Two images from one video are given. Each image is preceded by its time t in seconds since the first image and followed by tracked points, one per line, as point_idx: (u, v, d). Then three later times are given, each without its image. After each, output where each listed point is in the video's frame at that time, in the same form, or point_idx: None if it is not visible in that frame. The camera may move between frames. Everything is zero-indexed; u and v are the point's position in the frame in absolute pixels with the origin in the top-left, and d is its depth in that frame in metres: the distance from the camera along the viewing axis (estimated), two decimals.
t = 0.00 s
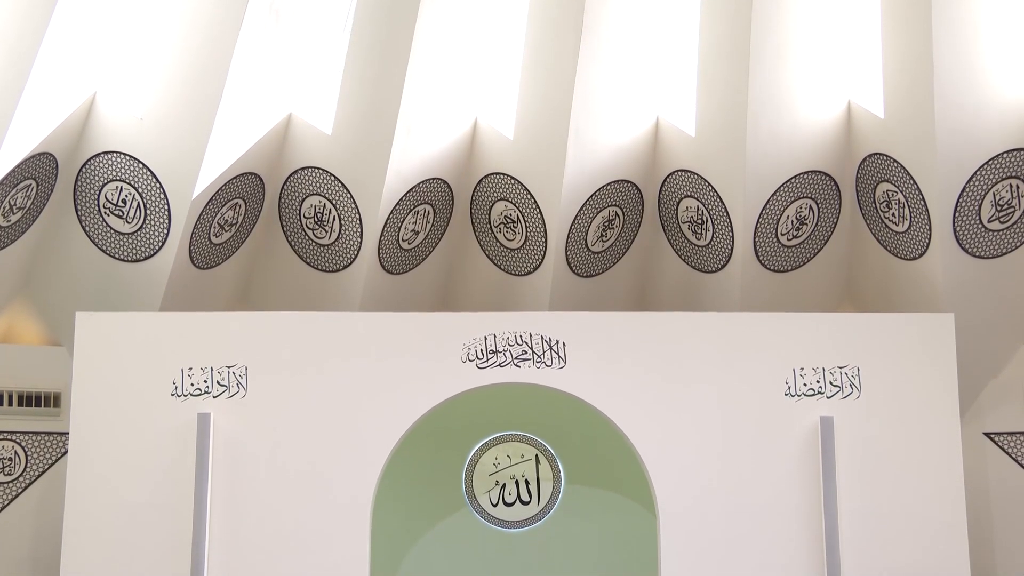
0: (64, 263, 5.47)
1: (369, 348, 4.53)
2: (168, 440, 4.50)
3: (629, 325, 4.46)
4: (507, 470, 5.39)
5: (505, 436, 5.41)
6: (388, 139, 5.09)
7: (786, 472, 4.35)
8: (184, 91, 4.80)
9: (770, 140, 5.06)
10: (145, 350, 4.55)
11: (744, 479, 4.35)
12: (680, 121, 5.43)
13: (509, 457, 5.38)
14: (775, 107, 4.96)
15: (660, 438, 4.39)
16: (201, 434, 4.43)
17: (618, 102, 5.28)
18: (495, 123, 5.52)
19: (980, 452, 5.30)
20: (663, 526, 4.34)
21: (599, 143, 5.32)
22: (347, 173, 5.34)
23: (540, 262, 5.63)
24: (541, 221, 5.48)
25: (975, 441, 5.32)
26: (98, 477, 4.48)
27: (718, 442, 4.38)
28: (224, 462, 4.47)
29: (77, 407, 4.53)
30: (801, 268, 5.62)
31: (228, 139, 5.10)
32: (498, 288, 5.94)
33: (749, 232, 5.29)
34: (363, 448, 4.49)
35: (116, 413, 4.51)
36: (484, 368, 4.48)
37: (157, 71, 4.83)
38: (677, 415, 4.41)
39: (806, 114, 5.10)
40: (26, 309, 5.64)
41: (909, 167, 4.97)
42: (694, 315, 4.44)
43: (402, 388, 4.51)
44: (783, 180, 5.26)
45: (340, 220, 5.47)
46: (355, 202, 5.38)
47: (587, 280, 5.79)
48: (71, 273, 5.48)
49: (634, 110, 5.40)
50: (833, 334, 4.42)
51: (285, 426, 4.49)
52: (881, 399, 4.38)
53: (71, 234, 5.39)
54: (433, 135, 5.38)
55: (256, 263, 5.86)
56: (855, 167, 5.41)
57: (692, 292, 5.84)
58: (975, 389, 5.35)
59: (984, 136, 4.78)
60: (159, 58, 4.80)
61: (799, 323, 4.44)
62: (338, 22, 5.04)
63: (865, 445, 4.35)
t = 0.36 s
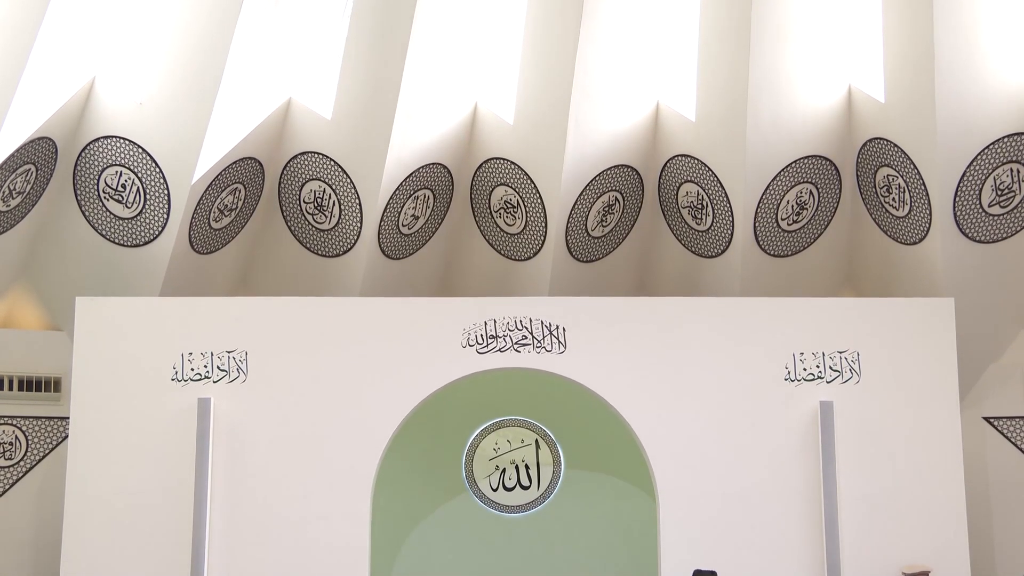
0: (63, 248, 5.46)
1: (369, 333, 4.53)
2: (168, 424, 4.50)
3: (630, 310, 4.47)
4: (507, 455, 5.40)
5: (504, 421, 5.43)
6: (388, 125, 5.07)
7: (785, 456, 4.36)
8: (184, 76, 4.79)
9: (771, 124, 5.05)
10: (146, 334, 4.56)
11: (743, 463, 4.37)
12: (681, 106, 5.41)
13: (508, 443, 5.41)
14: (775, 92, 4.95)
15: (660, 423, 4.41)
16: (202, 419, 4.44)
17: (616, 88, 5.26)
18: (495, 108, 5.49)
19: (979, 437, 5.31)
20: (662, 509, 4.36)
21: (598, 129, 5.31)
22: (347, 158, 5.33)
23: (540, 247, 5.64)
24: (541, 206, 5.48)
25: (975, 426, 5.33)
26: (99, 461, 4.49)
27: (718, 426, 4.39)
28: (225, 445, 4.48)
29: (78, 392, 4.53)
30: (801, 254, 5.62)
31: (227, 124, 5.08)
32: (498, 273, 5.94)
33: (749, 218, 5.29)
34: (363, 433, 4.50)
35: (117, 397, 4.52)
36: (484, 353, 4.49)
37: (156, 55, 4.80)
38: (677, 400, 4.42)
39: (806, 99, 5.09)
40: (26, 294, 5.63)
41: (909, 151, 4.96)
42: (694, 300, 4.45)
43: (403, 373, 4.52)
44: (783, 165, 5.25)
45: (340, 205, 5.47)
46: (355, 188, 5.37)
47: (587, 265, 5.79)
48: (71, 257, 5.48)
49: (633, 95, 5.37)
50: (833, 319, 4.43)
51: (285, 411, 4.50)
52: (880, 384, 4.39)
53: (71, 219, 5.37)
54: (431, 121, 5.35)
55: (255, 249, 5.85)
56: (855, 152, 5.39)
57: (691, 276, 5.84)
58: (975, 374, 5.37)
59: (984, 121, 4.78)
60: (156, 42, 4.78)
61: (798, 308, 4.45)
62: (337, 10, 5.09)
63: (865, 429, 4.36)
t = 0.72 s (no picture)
0: (64, 233, 5.45)
1: (369, 319, 4.54)
2: (169, 409, 4.51)
3: (630, 295, 4.48)
4: (507, 440, 5.43)
5: (504, 407, 5.46)
6: (388, 110, 5.06)
7: (784, 440, 4.38)
8: (183, 60, 4.78)
9: (771, 109, 5.04)
10: (146, 320, 4.56)
11: (742, 447, 4.38)
12: (681, 90, 5.39)
13: (508, 427, 5.44)
14: (776, 76, 4.94)
15: (660, 407, 4.42)
16: (202, 404, 4.45)
17: (616, 74, 5.24)
18: (495, 93, 5.47)
19: (978, 422, 5.31)
20: (661, 492, 4.37)
21: (598, 115, 5.29)
22: (347, 144, 5.31)
23: (540, 233, 5.63)
24: (541, 191, 5.47)
25: (975, 411, 5.33)
26: (100, 446, 4.50)
27: (717, 410, 4.41)
28: (226, 430, 4.49)
29: (78, 377, 4.54)
30: (801, 239, 5.62)
31: (227, 109, 5.06)
32: (498, 259, 5.94)
33: (748, 203, 5.29)
34: (364, 418, 4.50)
35: (118, 381, 4.53)
36: (484, 338, 4.50)
37: (156, 39, 4.79)
38: (677, 384, 4.44)
39: (806, 83, 5.08)
40: (25, 279, 5.63)
41: (909, 136, 4.96)
42: (694, 285, 4.46)
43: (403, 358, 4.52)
44: (783, 150, 5.25)
45: (340, 190, 5.46)
46: (355, 173, 5.37)
47: (587, 250, 5.79)
48: (70, 243, 5.47)
49: (633, 80, 5.35)
50: (832, 304, 4.44)
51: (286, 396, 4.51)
52: (879, 369, 4.40)
53: (71, 204, 5.36)
54: (430, 107, 5.33)
55: (255, 234, 5.84)
56: (855, 138, 5.38)
57: (691, 262, 5.84)
58: (974, 359, 5.37)
59: (985, 106, 4.77)
60: (156, 26, 4.77)
61: (798, 293, 4.46)
62: None
63: (864, 414, 4.37)
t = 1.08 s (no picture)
0: (65, 219, 5.45)
1: (369, 305, 4.55)
2: (170, 395, 4.51)
3: (630, 281, 4.49)
4: (507, 426, 5.42)
5: (504, 392, 5.45)
6: (387, 95, 5.05)
7: (784, 425, 4.39)
8: (182, 45, 4.77)
9: (772, 95, 5.03)
10: (146, 306, 4.56)
11: (742, 431, 4.39)
12: (682, 76, 5.37)
13: (509, 413, 5.43)
14: (777, 61, 4.93)
15: (660, 392, 4.44)
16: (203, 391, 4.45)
17: (616, 60, 5.22)
18: (495, 78, 5.45)
19: (978, 409, 5.31)
20: (661, 477, 4.38)
21: (598, 101, 5.28)
22: (347, 130, 5.30)
23: (540, 218, 5.63)
24: (541, 177, 5.46)
25: (975, 397, 5.33)
26: (101, 432, 4.50)
27: (717, 395, 4.42)
28: (226, 415, 4.49)
29: (78, 363, 4.54)
30: (801, 225, 5.62)
31: (226, 94, 5.05)
32: (498, 244, 5.93)
33: (748, 188, 5.29)
34: (365, 403, 4.51)
35: (118, 366, 4.53)
36: (484, 324, 4.51)
37: (155, 23, 4.77)
38: (677, 370, 4.45)
39: (807, 69, 5.06)
40: (25, 265, 5.63)
41: (910, 122, 4.95)
42: (693, 271, 4.47)
43: (402, 344, 4.53)
44: (784, 136, 5.24)
45: (340, 176, 5.45)
46: (355, 159, 5.35)
47: (587, 236, 5.79)
48: (70, 229, 5.47)
49: (633, 66, 5.34)
50: (832, 290, 4.45)
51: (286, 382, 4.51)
52: (878, 355, 4.41)
53: (70, 190, 5.35)
54: (430, 93, 5.32)
55: (255, 219, 5.83)
56: (855, 124, 5.36)
57: (691, 248, 5.84)
58: (974, 344, 5.37)
59: (986, 91, 4.76)
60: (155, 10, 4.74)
61: (797, 279, 4.47)
62: None
63: (863, 400, 4.39)
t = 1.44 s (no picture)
0: (65, 205, 5.44)
1: (370, 291, 4.55)
2: (170, 382, 4.52)
3: (630, 268, 4.50)
4: (507, 412, 5.46)
5: (505, 378, 5.48)
6: (387, 80, 5.03)
7: (783, 411, 4.40)
8: (181, 29, 4.75)
9: (772, 80, 5.02)
10: (146, 292, 4.56)
11: (742, 417, 4.41)
12: (682, 62, 5.35)
13: (509, 400, 5.47)
14: (777, 46, 4.91)
15: (660, 378, 4.45)
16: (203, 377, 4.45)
17: (616, 46, 5.21)
18: (495, 64, 5.42)
19: (978, 395, 5.31)
20: (661, 462, 4.39)
21: (598, 88, 5.27)
22: (347, 115, 5.29)
23: (540, 204, 5.62)
24: (541, 163, 5.46)
25: (975, 382, 5.34)
26: (101, 417, 4.51)
27: (718, 380, 4.43)
28: (227, 401, 4.50)
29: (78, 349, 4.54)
30: (801, 211, 5.62)
31: (226, 79, 5.03)
32: (498, 231, 5.93)
33: (749, 174, 5.28)
34: (365, 389, 4.52)
35: (119, 352, 4.53)
36: (484, 311, 4.52)
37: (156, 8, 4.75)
38: (677, 356, 4.46)
39: (807, 55, 5.05)
40: (25, 250, 5.62)
41: (911, 107, 4.95)
42: (693, 258, 4.48)
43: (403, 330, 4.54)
44: (784, 122, 5.23)
45: (340, 162, 5.44)
46: (355, 145, 5.34)
47: (587, 222, 5.79)
48: (69, 214, 5.46)
49: (633, 52, 5.32)
50: (831, 276, 4.46)
51: (286, 368, 4.52)
52: (877, 341, 4.42)
53: (70, 176, 5.35)
54: (429, 79, 5.30)
55: (255, 205, 5.81)
56: (855, 110, 5.35)
57: (691, 234, 5.84)
58: (974, 330, 5.38)
59: (986, 76, 4.76)
60: None
61: (797, 265, 4.47)
62: None
63: (863, 385, 4.40)
